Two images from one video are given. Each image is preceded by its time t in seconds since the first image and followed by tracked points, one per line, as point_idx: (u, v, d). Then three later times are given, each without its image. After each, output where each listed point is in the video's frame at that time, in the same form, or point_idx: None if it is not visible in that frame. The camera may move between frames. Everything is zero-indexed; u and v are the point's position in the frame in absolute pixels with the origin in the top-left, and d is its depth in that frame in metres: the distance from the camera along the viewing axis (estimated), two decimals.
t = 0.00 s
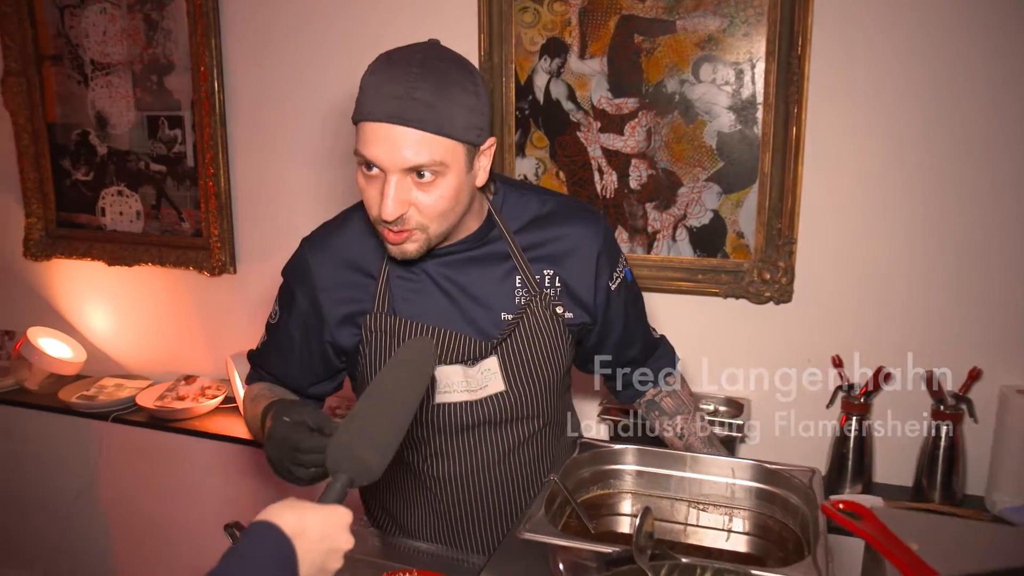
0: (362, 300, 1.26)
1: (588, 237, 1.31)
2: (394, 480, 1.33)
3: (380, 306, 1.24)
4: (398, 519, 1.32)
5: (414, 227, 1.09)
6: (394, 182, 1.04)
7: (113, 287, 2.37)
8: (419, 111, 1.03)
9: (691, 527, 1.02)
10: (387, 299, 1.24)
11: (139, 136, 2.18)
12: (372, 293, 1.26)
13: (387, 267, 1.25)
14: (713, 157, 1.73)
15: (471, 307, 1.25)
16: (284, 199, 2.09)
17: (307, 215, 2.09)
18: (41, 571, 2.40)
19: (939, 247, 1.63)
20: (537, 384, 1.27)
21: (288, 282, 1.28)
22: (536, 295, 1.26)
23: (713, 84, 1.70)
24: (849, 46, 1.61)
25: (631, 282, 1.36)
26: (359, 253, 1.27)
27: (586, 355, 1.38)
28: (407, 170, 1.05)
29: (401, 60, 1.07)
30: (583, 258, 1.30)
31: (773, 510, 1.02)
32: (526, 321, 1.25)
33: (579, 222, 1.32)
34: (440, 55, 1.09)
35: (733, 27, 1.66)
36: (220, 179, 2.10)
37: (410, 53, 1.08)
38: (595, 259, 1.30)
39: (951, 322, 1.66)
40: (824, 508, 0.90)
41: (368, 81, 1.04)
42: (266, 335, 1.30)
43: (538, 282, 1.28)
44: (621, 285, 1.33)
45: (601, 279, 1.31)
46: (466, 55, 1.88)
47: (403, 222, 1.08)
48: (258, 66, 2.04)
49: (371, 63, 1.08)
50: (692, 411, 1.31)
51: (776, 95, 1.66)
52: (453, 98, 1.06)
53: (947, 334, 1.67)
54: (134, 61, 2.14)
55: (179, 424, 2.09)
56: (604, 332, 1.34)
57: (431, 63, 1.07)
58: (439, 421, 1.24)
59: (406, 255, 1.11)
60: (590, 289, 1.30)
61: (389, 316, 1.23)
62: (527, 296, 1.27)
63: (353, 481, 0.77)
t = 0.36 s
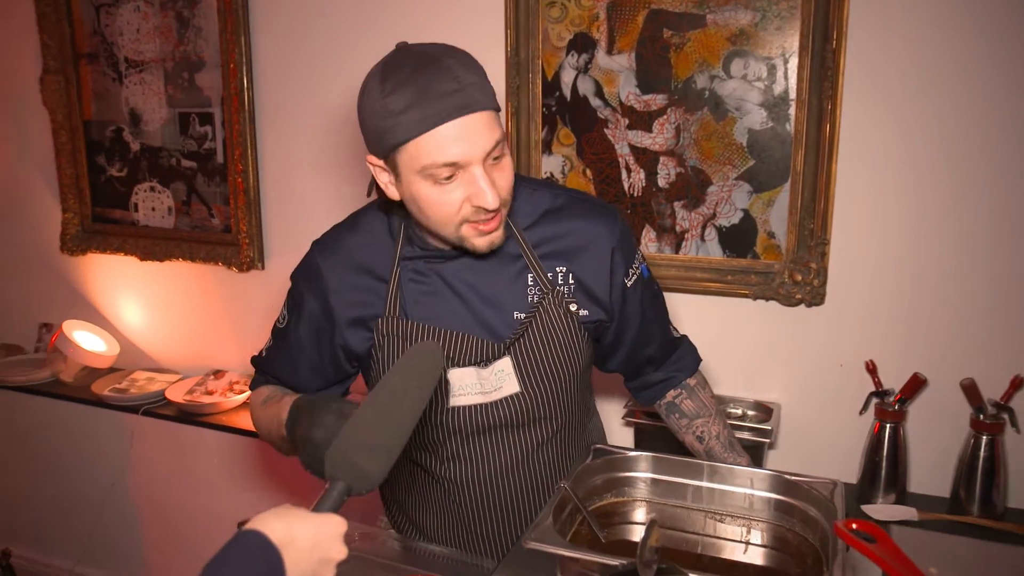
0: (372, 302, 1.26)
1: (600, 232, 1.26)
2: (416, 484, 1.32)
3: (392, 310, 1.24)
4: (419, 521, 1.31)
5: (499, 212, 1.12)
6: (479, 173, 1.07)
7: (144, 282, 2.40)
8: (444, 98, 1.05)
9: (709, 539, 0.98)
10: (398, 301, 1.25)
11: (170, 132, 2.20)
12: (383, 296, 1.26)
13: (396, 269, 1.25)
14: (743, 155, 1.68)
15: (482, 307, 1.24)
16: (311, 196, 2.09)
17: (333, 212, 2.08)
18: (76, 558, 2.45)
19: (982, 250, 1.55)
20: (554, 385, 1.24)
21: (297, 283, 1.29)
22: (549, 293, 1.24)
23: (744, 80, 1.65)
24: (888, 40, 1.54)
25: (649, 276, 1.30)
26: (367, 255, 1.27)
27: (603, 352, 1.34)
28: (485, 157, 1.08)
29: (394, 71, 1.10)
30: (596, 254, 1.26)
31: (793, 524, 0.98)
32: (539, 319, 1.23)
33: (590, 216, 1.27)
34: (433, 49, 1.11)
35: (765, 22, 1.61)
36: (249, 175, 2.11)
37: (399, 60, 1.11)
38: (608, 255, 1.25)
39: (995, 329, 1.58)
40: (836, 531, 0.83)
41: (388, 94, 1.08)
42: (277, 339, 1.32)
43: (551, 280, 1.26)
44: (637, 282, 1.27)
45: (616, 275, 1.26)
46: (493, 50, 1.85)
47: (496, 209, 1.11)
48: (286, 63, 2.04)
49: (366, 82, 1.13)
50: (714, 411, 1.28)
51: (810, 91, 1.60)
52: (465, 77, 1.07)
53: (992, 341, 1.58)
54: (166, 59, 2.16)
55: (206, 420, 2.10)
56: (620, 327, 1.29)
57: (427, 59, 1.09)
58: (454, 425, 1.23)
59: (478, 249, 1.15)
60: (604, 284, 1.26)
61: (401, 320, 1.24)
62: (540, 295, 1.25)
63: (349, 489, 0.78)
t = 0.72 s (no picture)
0: (371, 309, 1.27)
1: (593, 224, 1.26)
2: (421, 482, 1.32)
3: (389, 315, 1.25)
4: (426, 520, 1.32)
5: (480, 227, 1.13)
6: (459, 190, 1.07)
7: (163, 277, 2.43)
8: (423, 115, 1.05)
9: (707, 537, 0.98)
10: (395, 306, 1.25)
11: (189, 129, 2.23)
12: (381, 301, 1.27)
13: (392, 273, 1.26)
14: (756, 152, 1.66)
15: (478, 306, 1.24)
16: (325, 193, 2.10)
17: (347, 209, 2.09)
18: (95, 548, 2.50)
19: (1001, 250, 1.52)
20: (556, 383, 1.24)
21: (298, 290, 1.31)
22: (546, 290, 1.25)
23: (757, 76, 1.63)
24: (904, 36, 1.52)
25: (648, 267, 1.30)
26: (365, 260, 1.28)
27: (605, 347, 1.34)
28: (464, 175, 1.08)
29: (379, 82, 1.10)
30: (591, 247, 1.26)
31: (791, 524, 0.97)
32: (537, 316, 1.23)
33: (584, 208, 1.27)
34: (415, 60, 1.11)
35: (779, 17, 1.60)
36: (265, 172, 2.13)
37: (384, 70, 1.11)
38: (604, 248, 1.26)
39: (1014, 331, 1.54)
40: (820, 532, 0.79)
41: (371, 105, 1.08)
42: (278, 345, 1.33)
43: (548, 277, 1.26)
44: (633, 272, 1.27)
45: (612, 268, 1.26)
46: (505, 47, 1.85)
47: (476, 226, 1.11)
48: (301, 61, 2.06)
49: (351, 97, 1.13)
50: (718, 410, 1.28)
51: (823, 87, 1.58)
52: (449, 92, 1.07)
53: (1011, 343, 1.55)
54: (185, 57, 2.18)
55: (222, 414, 2.13)
56: (620, 322, 1.29)
57: (409, 70, 1.10)
58: (457, 426, 1.23)
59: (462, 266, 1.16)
60: (601, 278, 1.26)
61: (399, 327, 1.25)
62: (537, 292, 1.25)
63: (337, 482, 0.79)
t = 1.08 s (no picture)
0: (367, 303, 1.28)
1: (590, 221, 1.28)
2: (419, 476, 1.33)
3: (385, 307, 1.26)
4: (423, 514, 1.33)
5: (462, 221, 1.14)
6: (439, 183, 1.08)
7: (180, 269, 2.46)
8: (405, 107, 1.05)
9: (703, 538, 0.97)
10: (390, 299, 1.26)
11: (207, 124, 2.25)
12: (377, 295, 1.28)
13: (388, 267, 1.27)
14: (768, 153, 1.65)
15: (472, 300, 1.25)
16: (339, 189, 2.11)
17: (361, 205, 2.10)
18: (110, 535, 2.53)
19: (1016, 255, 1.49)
20: (550, 377, 1.24)
21: (299, 284, 1.33)
22: (541, 285, 1.25)
23: (770, 76, 1.62)
24: (920, 37, 1.50)
25: (646, 265, 1.31)
26: (364, 255, 1.29)
27: (603, 345, 1.35)
28: (445, 168, 1.08)
29: (366, 76, 1.11)
30: (588, 244, 1.27)
31: (786, 527, 0.95)
32: (531, 311, 1.24)
33: (581, 205, 1.29)
34: (401, 54, 1.12)
35: (793, 17, 1.58)
36: (280, 167, 2.14)
37: (372, 64, 1.12)
38: (600, 244, 1.27)
39: None
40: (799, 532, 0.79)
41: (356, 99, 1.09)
42: (279, 340, 1.35)
43: (542, 272, 1.27)
44: (630, 270, 1.28)
45: (608, 265, 1.27)
46: (520, 45, 1.85)
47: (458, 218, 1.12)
48: (318, 57, 2.07)
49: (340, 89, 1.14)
50: (714, 412, 1.28)
51: (836, 88, 1.57)
52: (429, 84, 1.07)
53: None
54: (204, 52, 2.21)
55: (234, 405, 2.15)
56: (618, 320, 1.30)
57: (396, 63, 1.10)
58: (450, 420, 1.24)
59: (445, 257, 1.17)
60: (598, 275, 1.27)
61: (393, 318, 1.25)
62: (532, 286, 1.26)
63: (322, 472, 0.85)
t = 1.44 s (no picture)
0: (377, 283, 1.29)
1: (604, 215, 1.28)
2: (424, 467, 1.33)
3: (395, 288, 1.27)
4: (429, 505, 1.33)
5: (390, 190, 1.15)
6: (365, 140, 1.11)
7: (187, 267, 2.47)
8: (391, 68, 1.09)
9: (715, 533, 0.97)
10: (400, 280, 1.27)
11: (215, 123, 2.26)
12: (388, 277, 1.29)
13: (399, 250, 1.28)
14: (777, 149, 1.65)
15: (482, 287, 1.26)
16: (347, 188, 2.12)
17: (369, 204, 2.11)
18: (118, 535, 2.54)
19: None
20: (556, 369, 1.24)
21: (309, 265, 1.33)
22: (551, 275, 1.25)
23: (779, 73, 1.62)
24: (931, 32, 1.49)
25: (660, 264, 1.31)
26: (376, 240, 1.30)
27: (617, 343, 1.35)
28: (376, 128, 1.11)
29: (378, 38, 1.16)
30: (602, 238, 1.28)
31: (799, 523, 0.96)
32: (540, 301, 1.24)
33: (597, 201, 1.30)
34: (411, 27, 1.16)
35: (802, 13, 1.58)
36: (288, 165, 2.14)
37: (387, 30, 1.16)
38: (613, 239, 1.28)
39: None
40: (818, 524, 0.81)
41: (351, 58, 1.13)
42: (286, 325, 1.34)
43: (553, 263, 1.27)
44: (646, 268, 1.29)
45: (623, 260, 1.27)
46: (528, 42, 1.85)
47: (377, 183, 1.14)
48: (326, 55, 2.08)
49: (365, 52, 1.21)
50: (728, 413, 1.28)
51: (846, 85, 1.57)
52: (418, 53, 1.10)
53: None
54: (212, 51, 2.21)
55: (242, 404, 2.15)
56: (632, 317, 1.30)
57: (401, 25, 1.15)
58: (455, 408, 1.24)
59: (386, 222, 1.16)
60: (610, 269, 1.28)
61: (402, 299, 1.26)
62: (542, 277, 1.26)
63: (333, 470, 0.84)
